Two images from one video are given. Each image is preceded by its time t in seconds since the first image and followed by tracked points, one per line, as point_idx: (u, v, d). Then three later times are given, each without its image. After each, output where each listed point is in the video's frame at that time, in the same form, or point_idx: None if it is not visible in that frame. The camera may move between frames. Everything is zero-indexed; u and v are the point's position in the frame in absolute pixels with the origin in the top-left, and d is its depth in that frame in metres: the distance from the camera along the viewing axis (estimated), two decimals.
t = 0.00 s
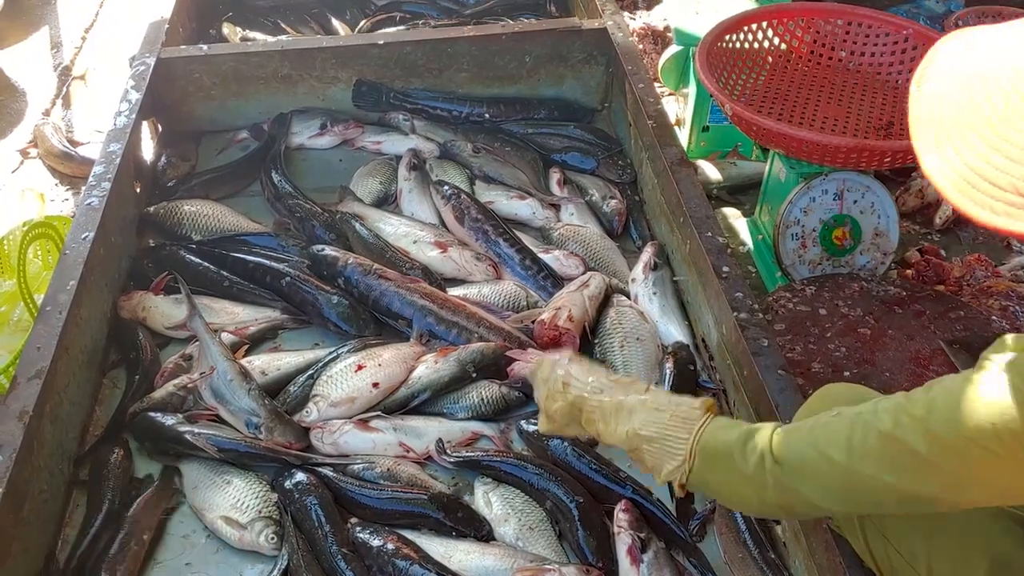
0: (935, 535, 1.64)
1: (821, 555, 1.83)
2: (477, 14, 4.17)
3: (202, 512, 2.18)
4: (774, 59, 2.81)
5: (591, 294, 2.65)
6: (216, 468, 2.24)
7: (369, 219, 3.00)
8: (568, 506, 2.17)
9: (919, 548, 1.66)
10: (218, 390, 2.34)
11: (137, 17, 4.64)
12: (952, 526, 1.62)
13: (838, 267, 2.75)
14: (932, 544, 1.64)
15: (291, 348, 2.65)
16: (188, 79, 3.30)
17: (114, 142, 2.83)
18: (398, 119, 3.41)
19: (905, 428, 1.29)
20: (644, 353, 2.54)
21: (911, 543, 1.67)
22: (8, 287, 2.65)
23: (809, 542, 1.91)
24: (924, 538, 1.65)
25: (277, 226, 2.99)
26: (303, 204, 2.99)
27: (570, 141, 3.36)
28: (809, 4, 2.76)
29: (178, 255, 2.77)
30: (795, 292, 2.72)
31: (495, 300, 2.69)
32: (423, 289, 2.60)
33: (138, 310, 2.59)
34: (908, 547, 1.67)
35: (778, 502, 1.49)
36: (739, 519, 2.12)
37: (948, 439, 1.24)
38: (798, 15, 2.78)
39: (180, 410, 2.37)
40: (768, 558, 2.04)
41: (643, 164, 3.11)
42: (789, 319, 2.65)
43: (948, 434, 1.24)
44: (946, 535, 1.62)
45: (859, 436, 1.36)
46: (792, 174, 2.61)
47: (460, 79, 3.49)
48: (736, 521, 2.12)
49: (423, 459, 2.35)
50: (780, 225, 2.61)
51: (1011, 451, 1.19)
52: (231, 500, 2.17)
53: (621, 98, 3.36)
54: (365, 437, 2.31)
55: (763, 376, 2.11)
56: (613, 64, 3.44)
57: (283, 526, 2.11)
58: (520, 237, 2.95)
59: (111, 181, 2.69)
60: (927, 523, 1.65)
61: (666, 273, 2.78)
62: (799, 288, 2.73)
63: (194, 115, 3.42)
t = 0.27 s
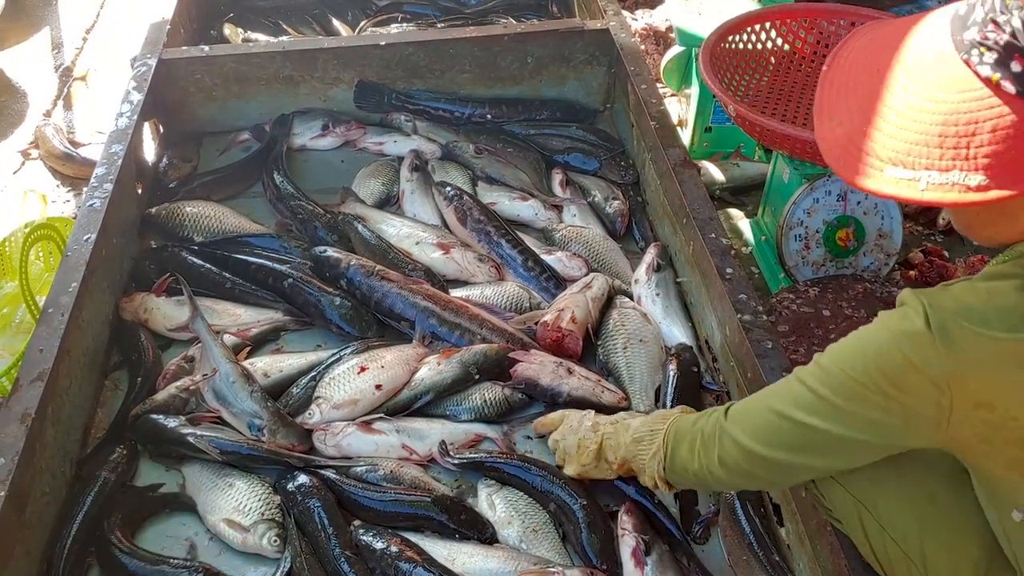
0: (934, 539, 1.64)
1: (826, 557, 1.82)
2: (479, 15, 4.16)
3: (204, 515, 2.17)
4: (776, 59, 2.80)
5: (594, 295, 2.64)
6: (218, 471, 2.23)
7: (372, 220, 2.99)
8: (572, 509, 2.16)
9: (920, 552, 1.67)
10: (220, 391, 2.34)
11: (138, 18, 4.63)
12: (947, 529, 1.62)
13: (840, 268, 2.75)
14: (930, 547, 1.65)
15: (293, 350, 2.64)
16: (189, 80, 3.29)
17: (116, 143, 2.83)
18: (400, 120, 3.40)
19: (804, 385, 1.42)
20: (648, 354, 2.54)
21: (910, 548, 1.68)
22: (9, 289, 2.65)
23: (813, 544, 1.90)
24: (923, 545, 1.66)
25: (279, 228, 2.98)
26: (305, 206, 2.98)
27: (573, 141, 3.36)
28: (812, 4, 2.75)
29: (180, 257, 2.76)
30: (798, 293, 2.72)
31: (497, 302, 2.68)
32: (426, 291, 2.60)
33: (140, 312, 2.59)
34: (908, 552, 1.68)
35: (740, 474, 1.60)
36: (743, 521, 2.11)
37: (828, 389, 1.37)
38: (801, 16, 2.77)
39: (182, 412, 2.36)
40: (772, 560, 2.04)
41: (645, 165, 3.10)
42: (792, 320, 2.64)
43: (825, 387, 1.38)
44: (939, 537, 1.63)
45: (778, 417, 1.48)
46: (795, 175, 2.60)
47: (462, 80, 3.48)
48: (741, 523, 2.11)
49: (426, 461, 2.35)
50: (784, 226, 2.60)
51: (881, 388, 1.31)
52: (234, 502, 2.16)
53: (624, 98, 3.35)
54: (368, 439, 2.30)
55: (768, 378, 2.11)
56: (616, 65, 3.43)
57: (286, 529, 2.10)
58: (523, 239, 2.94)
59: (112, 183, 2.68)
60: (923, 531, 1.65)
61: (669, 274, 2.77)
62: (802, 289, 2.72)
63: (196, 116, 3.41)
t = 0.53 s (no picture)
0: (940, 542, 1.64)
1: (827, 558, 1.81)
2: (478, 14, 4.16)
3: (203, 515, 2.16)
4: (777, 58, 2.80)
5: (594, 295, 2.64)
6: (217, 471, 2.23)
7: (371, 220, 2.99)
8: (572, 509, 2.16)
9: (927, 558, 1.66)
10: (219, 391, 2.33)
11: (137, 18, 4.62)
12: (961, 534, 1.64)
13: (841, 268, 2.74)
14: (940, 553, 1.65)
15: (293, 350, 2.63)
16: (189, 80, 3.29)
17: (115, 142, 2.82)
18: (399, 120, 3.39)
19: (862, 401, 1.31)
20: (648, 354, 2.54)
21: (920, 554, 1.66)
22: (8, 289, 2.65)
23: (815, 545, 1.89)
24: (930, 547, 1.65)
25: (278, 227, 2.98)
26: (304, 205, 2.98)
27: (572, 141, 3.35)
28: (812, 4, 2.76)
29: (179, 257, 2.75)
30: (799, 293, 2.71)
31: (497, 302, 2.68)
32: (426, 291, 2.59)
33: (139, 312, 2.58)
34: (913, 556, 1.67)
35: (780, 528, 1.53)
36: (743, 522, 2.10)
37: (885, 397, 1.28)
38: (802, 15, 2.77)
39: (181, 412, 2.36)
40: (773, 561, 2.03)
41: (645, 165, 3.09)
42: (793, 319, 2.61)
43: (896, 388, 1.27)
44: (952, 542, 1.64)
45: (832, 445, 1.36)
46: (795, 176, 2.61)
47: (461, 79, 3.48)
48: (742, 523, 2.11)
49: (426, 461, 2.34)
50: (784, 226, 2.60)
51: (954, 377, 1.22)
52: (234, 502, 2.16)
53: (624, 98, 3.35)
54: (367, 439, 2.30)
55: (768, 378, 2.10)
56: (616, 65, 3.43)
57: (286, 529, 2.09)
58: (523, 238, 2.94)
59: (111, 182, 2.68)
60: (935, 538, 1.64)
61: (669, 274, 2.76)
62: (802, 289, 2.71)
63: (195, 116, 3.40)
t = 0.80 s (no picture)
0: (862, 490, 1.68)
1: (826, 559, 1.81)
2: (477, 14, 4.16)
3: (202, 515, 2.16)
4: (776, 58, 2.80)
5: (593, 295, 2.64)
6: (216, 471, 2.23)
7: (369, 220, 2.99)
8: (570, 509, 2.16)
9: (849, 506, 1.70)
10: (217, 391, 2.33)
11: (135, 17, 4.62)
12: (888, 488, 1.65)
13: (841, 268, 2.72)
14: (864, 503, 1.68)
15: (291, 350, 2.63)
16: (187, 79, 3.29)
17: (113, 142, 2.82)
18: (398, 120, 3.39)
19: None
20: (646, 354, 2.53)
21: (842, 499, 1.71)
22: (6, 289, 2.64)
23: (813, 545, 1.89)
24: (854, 492, 1.70)
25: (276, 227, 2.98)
26: (303, 205, 2.97)
27: (571, 141, 3.35)
28: (811, 4, 2.75)
29: (178, 257, 2.75)
30: (798, 293, 2.71)
31: (496, 301, 2.67)
32: (424, 291, 2.59)
33: (138, 312, 2.58)
34: (838, 502, 1.72)
35: (864, 431, 1.59)
36: (742, 522, 2.10)
37: None
38: (800, 15, 2.77)
39: (179, 412, 2.36)
40: (772, 561, 2.02)
41: (644, 165, 3.09)
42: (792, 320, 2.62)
43: None
44: (878, 493, 1.66)
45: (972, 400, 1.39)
46: (795, 176, 2.61)
47: (460, 79, 3.48)
48: (740, 524, 2.10)
49: (424, 462, 2.34)
50: (783, 224, 2.60)
51: None
52: (232, 502, 2.15)
53: (623, 98, 3.35)
54: (366, 439, 2.29)
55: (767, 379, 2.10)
56: (615, 65, 3.42)
57: (284, 529, 2.09)
58: (522, 238, 2.93)
59: (110, 182, 2.68)
60: (858, 483, 1.69)
61: (668, 274, 2.76)
62: (801, 289, 2.71)
63: (194, 116, 3.40)
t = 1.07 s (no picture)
0: (865, 453, 1.73)
1: (823, 558, 1.81)
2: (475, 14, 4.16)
3: (198, 515, 2.16)
4: (774, 58, 2.80)
5: (591, 295, 2.64)
6: (213, 471, 2.23)
7: (367, 220, 2.98)
8: (568, 509, 2.15)
9: (849, 466, 1.72)
10: (214, 391, 2.32)
11: (133, 17, 4.61)
12: (889, 451, 1.70)
13: (838, 268, 2.73)
14: (865, 466, 1.71)
15: (289, 350, 2.63)
16: (185, 79, 3.28)
17: (111, 142, 2.82)
18: (396, 119, 3.39)
19: None
20: (644, 354, 2.53)
21: (843, 461, 1.75)
22: (3, 289, 2.64)
23: (811, 545, 1.89)
24: (856, 455, 1.73)
25: (274, 227, 2.97)
26: (301, 205, 2.97)
27: (569, 141, 3.35)
28: (809, 4, 2.75)
29: (175, 257, 2.75)
30: (796, 293, 2.70)
31: (494, 301, 2.67)
32: (422, 291, 2.58)
33: (135, 312, 2.58)
34: (839, 464, 1.75)
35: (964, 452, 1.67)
36: (740, 522, 2.10)
37: None
38: (799, 15, 2.77)
39: (176, 412, 2.35)
40: (770, 561, 2.02)
41: (642, 165, 3.09)
42: (791, 321, 2.63)
43: None
44: (879, 456, 1.71)
45: None
46: (793, 175, 2.59)
47: (458, 79, 3.47)
48: (738, 524, 2.10)
49: (422, 462, 2.33)
50: (781, 225, 2.59)
51: None
52: (229, 502, 2.15)
53: (621, 98, 3.35)
54: (363, 439, 2.29)
55: (765, 379, 2.10)
56: (613, 64, 3.42)
57: (280, 529, 2.09)
58: (520, 238, 2.93)
59: (107, 182, 2.68)
60: (862, 447, 1.74)
61: (666, 274, 2.75)
62: (799, 289, 2.71)
63: (192, 116, 3.40)
